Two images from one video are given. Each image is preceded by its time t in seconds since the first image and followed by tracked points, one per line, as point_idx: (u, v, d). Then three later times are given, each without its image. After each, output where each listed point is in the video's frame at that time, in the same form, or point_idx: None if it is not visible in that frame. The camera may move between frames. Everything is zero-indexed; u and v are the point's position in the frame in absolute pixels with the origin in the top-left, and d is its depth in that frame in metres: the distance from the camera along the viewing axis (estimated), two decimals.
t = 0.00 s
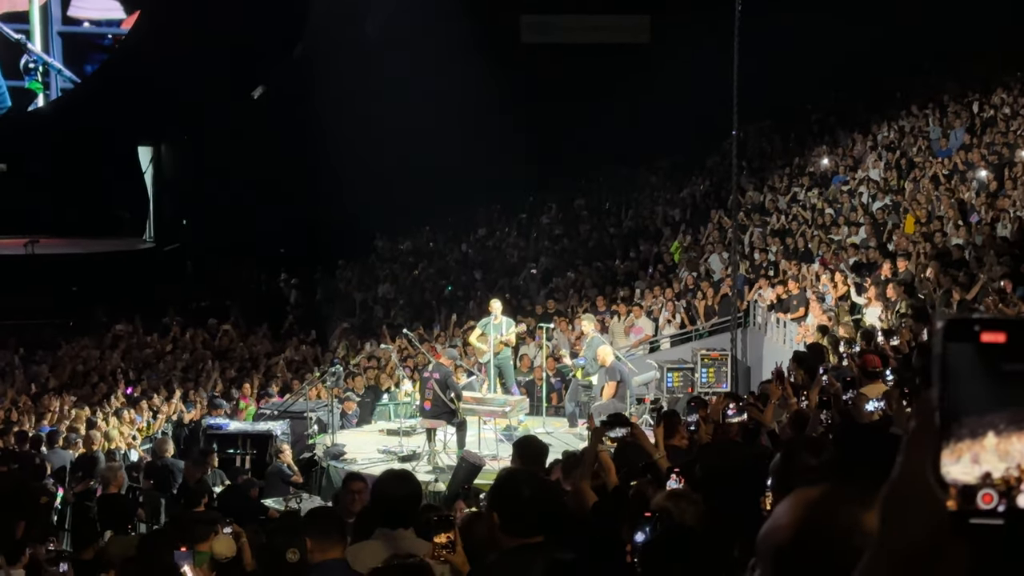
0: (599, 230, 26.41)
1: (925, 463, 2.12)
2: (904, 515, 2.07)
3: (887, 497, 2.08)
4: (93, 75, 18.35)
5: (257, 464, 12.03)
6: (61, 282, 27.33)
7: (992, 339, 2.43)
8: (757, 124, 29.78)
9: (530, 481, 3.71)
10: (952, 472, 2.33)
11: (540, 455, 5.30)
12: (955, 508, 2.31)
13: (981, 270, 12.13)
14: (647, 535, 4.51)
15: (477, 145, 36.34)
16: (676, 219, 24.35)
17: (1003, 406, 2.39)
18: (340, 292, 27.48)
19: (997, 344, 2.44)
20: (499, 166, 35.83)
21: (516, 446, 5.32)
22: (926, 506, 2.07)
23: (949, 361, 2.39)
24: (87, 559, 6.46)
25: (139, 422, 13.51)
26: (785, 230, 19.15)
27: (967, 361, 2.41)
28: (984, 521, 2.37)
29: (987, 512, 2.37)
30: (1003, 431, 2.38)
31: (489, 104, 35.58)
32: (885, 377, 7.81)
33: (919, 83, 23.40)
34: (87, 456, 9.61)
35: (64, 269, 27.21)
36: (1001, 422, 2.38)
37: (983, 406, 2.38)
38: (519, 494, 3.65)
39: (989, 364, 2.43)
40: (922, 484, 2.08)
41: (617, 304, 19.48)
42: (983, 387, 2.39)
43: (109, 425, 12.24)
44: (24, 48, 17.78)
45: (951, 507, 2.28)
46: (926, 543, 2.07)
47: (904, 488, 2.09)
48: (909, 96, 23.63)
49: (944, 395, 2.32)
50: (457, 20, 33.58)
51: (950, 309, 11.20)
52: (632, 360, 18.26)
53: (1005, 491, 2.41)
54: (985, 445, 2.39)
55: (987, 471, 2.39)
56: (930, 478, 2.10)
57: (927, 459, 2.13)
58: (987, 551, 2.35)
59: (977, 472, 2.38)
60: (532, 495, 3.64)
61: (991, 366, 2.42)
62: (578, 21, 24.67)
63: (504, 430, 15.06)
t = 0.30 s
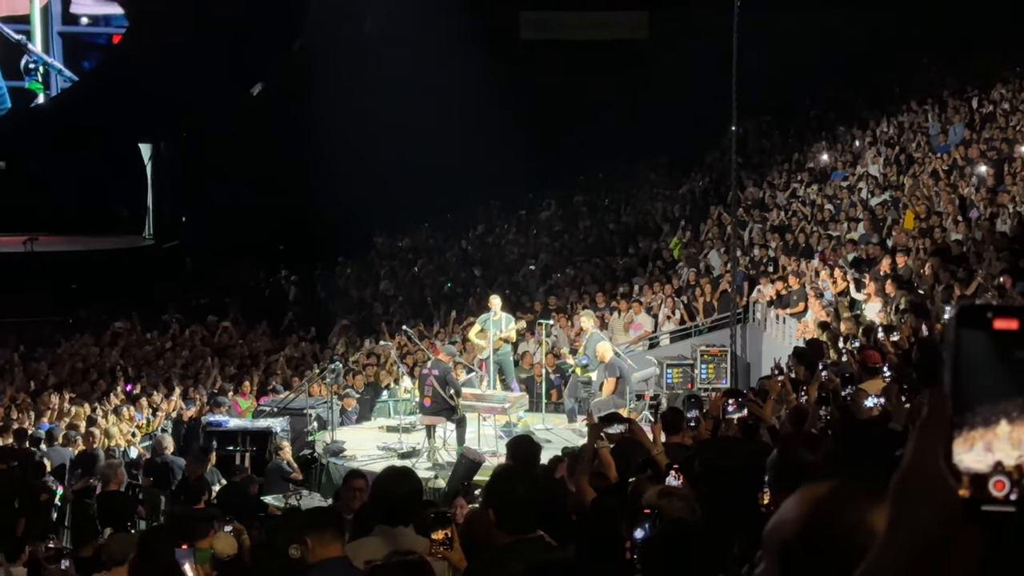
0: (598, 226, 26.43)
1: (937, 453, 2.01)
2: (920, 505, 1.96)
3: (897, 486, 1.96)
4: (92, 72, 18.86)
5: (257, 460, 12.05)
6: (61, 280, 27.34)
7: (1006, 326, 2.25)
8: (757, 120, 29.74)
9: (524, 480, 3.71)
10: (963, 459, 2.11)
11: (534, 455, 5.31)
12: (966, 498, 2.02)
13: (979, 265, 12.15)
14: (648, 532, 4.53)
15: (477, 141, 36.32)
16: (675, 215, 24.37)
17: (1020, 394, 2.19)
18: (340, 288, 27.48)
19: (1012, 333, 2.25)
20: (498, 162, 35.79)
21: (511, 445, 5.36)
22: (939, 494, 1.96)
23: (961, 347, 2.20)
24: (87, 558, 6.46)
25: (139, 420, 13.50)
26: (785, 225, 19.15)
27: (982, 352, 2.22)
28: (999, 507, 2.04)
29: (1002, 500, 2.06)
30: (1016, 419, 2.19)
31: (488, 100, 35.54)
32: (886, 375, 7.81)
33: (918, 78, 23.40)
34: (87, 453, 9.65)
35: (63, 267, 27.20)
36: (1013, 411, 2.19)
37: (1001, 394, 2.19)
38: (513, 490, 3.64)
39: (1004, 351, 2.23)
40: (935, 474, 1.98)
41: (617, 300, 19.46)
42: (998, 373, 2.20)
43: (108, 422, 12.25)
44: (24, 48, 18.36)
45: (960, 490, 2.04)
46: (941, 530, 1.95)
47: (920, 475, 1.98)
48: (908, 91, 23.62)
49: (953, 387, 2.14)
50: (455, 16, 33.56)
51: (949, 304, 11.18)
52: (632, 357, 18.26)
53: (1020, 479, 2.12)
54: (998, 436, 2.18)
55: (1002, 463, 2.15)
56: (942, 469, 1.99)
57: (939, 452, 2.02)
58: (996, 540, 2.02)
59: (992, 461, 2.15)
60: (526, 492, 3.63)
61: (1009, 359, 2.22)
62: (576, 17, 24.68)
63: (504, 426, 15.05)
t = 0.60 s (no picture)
0: (597, 224, 26.43)
1: (935, 447, 1.99)
2: (916, 502, 1.92)
3: (895, 483, 1.92)
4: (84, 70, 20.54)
5: (256, 459, 12.05)
6: (59, 278, 27.32)
7: (1002, 322, 2.17)
8: (755, 117, 29.75)
9: (522, 476, 3.65)
10: (962, 454, 2.08)
11: (529, 453, 5.33)
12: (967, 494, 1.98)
13: (978, 263, 12.15)
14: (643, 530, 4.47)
15: (475, 139, 36.33)
16: (674, 212, 24.37)
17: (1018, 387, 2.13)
18: (339, 287, 27.48)
19: (1010, 327, 2.16)
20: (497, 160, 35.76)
21: (506, 444, 5.37)
22: (940, 489, 1.93)
23: (959, 345, 2.14)
24: (87, 557, 6.46)
25: (138, 418, 13.47)
26: (783, 223, 19.15)
27: (983, 348, 2.15)
28: (997, 502, 1.99)
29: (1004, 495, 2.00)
30: (1015, 416, 2.13)
31: (486, 97, 35.53)
32: (884, 371, 7.78)
33: (916, 75, 23.42)
34: (87, 452, 9.65)
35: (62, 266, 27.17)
36: (1012, 407, 2.12)
37: (1001, 388, 2.13)
38: (509, 489, 3.58)
39: (1004, 350, 2.16)
40: (932, 470, 1.95)
41: (616, 298, 19.45)
42: (996, 364, 2.14)
43: (107, 420, 12.25)
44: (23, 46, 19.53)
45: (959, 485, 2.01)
46: (937, 526, 1.92)
47: (918, 472, 1.95)
48: (905, 88, 23.62)
49: (951, 382, 2.10)
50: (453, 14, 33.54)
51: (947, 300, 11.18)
52: (630, 354, 18.24)
53: (1019, 475, 2.06)
54: (999, 432, 2.13)
55: (1004, 459, 2.09)
56: (940, 465, 1.96)
57: (937, 447, 1.99)
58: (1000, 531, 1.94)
59: (994, 458, 2.10)
60: (524, 491, 3.58)
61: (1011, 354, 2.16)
62: (574, 14, 24.66)
63: (503, 424, 15.05)
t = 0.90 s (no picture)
0: (595, 223, 26.47)
1: (938, 445, 1.79)
2: (916, 504, 1.74)
3: (894, 484, 1.75)
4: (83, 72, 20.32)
5: (255, 459, 12.06)
6: (58, 279, 27.33)
7: (1002, 321, 2.42)
8: (753, 117, 29.78)
9: (512, 475, 3.53)
10: (966, 448, 2.45)
11: (530, 454, 5.33)
12: (971, 488, 2.44)
13: (976, 260, 12.17)
14: (642, 527, 4.20)
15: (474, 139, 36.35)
16: (672, 211, 24.43)
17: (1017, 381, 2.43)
18: (338, 288, 27.48)
19: (1009, 327, 2.43)
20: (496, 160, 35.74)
21: (506, 444, 5.38)
22: (940, 487, 1.74)
23: (960, 345, 2.42)
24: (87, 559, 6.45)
25: (137, 418, 13.47)
26: (781, 222, 19.17)
27: (984, 351, 2.43)
28: (996, 502, 2.42)
29: (1002, 494, 2.42)
30: (1017, 407, 2.43)
31: (484, 97, 35.53)
32: (881, 369, 7.77)
33: (914, 74, 23.47)
34: (85, 452, 9.65)
35: (60, 267, 27.14)
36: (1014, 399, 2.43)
37: (1002, 380, 2.44)
38: (497, 490, 3.50)
39: (1006, 347, 2.43)
40: (931, 470, 1.76)
41: (614, 297, 19.47)
42: (1000, 364, 2.43)
43: (106, 420, 12.24)
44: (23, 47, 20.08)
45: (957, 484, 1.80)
46: (937, 527, 1.75)
47: (917, 474, 1.76)
48: (904, 87, 23.65)
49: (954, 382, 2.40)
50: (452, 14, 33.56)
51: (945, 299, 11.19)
52: (629, 354, 18.27)
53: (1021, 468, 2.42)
54: (1003, 423, 2.44)
55: (1004, 451, 2.44)
56: (942, 460, 1.77)
57: (940, 443, 1.80)
58: (1001, 529, 2.38)
59: (995, 450, 2.44)
60: (511, 489, 3.49)
61: (1005, 347, 2.44)
62: (573, 14, 24.68)
63: (502, 423, 15.06)
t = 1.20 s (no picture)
0: (594, 224, 26.46)
1: (940, 449, 2.04)
2: (922, 496, 1.98)
3: (899, 487, 1.99)
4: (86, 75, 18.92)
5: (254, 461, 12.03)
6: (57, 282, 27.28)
7: (1004, 325, 2.83)
8: (751, 117, 29.78)
9: (512, 477, 3.58)
10: (973, 446, 2.81)
11: (530, 456, 5.32)
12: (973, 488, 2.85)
13: (975, 260, 12.17)
14: (639, 528, 4.53)
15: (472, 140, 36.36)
16: (671, 213, 24.44)
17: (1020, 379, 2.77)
18: (337, 290, 27.47)
19: (1010, 332, 2.83)
20: (495, 162, 35.78)
21: (507, 447, 5.36)
22: (941, 490, 1.98)
23: (966, 346, 2.80)
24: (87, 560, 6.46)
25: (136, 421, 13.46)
26: (780, 222, 19.16)
27: (989, 355, 2.80)
28: (999, 502, 2.88)
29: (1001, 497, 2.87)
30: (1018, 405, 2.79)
31: (483, 98, 35.55)
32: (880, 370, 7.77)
33: (912, 75, 23.49)
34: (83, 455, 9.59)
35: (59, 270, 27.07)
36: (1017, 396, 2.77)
37: (1006, 379, 2.77)
38: (496, 490, 3.52)
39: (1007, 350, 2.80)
40: (935, 470, 1.99)
41: (612, 298, 19.43)
42: (1003, 366, 2.79)
43: (105, 423, 12.21)
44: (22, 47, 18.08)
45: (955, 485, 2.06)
46: (941, 526, 1.98)
47: (921, 476, 1.99)
48: (902, 87, 23.65)
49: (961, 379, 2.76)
50: (452, 16, 33.54)
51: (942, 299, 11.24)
52: (627, 355, 18.27)
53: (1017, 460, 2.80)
54: (1008, 421, 2.80)
55: (1010, 449, 2.82)
56: (944, 461, 2.01)
57: (944, 445, 2.05)
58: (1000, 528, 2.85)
59: (1001, 447, 2.82)
60: (509, 490, 3.52)
61: (1011, 351, 2.80)
62: (572, 15, 24.67)
63: (501, 425, 15.08)
